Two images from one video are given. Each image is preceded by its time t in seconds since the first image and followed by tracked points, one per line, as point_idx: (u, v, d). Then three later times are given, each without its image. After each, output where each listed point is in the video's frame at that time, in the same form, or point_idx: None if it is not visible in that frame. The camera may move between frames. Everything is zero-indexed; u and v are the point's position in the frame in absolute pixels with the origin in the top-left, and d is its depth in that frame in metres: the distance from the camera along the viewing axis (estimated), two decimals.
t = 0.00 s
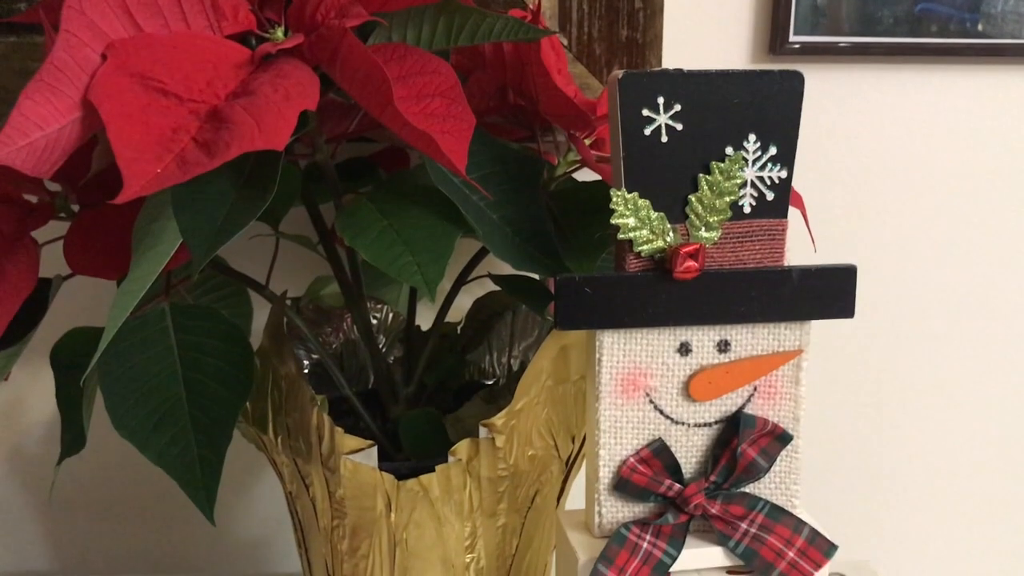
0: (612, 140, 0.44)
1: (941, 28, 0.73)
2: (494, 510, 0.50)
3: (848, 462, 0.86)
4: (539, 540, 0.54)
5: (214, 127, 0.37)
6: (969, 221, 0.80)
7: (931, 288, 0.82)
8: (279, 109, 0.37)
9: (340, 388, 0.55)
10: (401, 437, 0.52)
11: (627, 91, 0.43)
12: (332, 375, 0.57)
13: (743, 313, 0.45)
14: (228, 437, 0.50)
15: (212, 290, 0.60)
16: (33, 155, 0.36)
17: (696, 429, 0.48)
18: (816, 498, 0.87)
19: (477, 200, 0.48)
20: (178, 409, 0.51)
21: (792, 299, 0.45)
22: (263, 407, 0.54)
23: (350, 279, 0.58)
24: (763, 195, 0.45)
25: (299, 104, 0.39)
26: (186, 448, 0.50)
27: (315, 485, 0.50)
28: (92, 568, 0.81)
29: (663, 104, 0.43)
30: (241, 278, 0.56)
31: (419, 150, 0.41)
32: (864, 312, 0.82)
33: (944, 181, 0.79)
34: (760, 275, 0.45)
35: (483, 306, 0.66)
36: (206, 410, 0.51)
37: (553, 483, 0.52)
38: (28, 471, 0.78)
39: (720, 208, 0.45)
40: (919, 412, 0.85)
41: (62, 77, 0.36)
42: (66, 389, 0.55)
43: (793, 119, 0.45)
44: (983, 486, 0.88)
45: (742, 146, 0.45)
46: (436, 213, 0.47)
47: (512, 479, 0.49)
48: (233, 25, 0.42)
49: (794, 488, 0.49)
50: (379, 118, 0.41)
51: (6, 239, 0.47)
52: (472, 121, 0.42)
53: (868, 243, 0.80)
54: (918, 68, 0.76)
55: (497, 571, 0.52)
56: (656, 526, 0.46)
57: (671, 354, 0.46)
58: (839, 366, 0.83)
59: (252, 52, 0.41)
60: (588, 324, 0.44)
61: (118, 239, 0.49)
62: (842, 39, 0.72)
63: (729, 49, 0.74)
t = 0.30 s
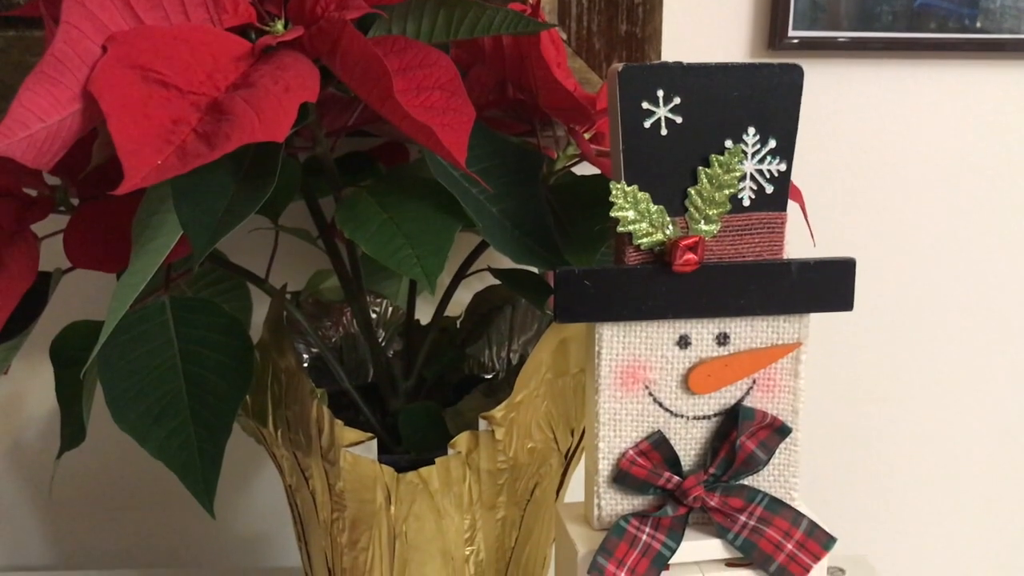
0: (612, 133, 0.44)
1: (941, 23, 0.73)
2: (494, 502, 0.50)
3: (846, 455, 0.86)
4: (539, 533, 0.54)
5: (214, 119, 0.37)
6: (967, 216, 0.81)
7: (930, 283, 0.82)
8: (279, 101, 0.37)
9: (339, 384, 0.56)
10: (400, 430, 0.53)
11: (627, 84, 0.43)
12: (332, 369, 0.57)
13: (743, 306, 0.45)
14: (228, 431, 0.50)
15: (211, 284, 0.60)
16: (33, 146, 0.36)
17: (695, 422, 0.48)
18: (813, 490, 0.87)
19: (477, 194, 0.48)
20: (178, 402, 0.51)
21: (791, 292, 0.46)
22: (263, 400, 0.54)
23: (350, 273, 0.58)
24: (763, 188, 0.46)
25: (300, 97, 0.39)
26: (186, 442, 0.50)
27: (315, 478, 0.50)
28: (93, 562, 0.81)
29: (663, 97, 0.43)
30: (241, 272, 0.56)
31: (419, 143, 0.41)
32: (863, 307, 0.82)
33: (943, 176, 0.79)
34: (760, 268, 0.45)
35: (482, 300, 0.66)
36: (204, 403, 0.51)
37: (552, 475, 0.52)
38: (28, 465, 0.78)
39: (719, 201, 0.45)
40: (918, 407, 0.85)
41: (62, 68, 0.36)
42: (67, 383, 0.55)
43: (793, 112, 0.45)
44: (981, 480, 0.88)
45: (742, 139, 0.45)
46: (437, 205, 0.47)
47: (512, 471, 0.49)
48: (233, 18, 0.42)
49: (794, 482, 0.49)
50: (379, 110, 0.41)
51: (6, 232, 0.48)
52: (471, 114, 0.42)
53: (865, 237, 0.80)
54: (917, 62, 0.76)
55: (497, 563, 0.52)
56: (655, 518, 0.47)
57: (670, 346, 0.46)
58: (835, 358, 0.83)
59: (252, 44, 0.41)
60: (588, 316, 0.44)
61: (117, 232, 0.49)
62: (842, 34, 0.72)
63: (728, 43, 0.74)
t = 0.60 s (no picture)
0: (607, 131, 0.44)
1: (938, 22, 0.74)
2: (489, 500, 0.50)
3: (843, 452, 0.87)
4: (534, 530, 0.55)
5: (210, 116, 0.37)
6: (964, 215, 0.81)
7: (927, 281, 0.82)
8: (275, 99, 0.38)
9: (337, 383, 0.56)
10: (397, 427, 0.53)
11: (623, 83, 0.43)
12: (329, 366, 0.58)
13: (738, 304, 0.46)
14: (224, 428, 0.50)
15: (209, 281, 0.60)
16: (30, 144, 0.36)
17: (690, 419, 0.48)
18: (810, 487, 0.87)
19: (473, 191, 0.49)
20: (175, 399, 0.51)
21: (786, 289, 0.46)
22: (259, 397, 0.54)
23: (346, 270, 0.58)
24: (758, 186, 0.46)
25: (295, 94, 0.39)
26: (182, 440, 0.50)
27: (312, 475, 0.50)
28: (91, 560, 0.81)
29: (658, 95, 0.44)
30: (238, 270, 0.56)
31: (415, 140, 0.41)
32: (860, 305, 0.82)
33: (940, 174, 0.79)
34: (754, 266, 0.45)
35: (479, 298, 0.66)
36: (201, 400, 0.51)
37: (548, 472, 0.52)
38: (26, 463, 0.78)
39: (714, 199, 0.45)
40: (914, 405, 0.86)
41: (58, 65, 0.36)
42: (64, 380, 0.55)
43: (788, 110, 0.45)
44: (977, 477, 0.89)
45: (737, 137, 0.45)
46: (432, 203, 0.48)
47: (507, 468, 0.49)
48: (230, 16, 0.42)
49: (788, 478, 0.49)
50: (375, 108, 0.41)
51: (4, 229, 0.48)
52: (467, 111, 0.42)
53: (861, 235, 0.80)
54: (914, 61, 0.76)
55: (493, 560, 0.52)
56: (650, 514, 0.47)
57: (665, 344, 0.46)
58: (833, 356, 0.83)
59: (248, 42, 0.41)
60: (583, 314, 0.44)
61: (115, 229, 0.49)
62: (840, 33, 0.73)
63: (726, 41, 0.74)
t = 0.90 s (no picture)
0: (606, 117, 0.44)
1: (939, 12, 0.74)
2: (489, 486, 0.50)
3: (843, 442, 0.87)
4: (534, 517, 0.55)
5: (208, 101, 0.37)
6: (964, 205, 0.81)
7: (927, 272, 0.82)
8: (274, 83, 0.38)
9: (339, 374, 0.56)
10: (397, 414, 0.53)
11: (621, 68, 0.43)
12: (329, 354, 0.57)
13: (737, 290, 0.46)
14: (225, 415, 0.50)
15: (209, 269, 0.59)
16: (29, 128, 0.36)
17: (689, 405, 0.48)
18: (809, 476, 0.88)
19: (472, 177, 0.49)
20: (175, 388, 0.51)
21: (785, 275, 0.46)
22: (258, 385, 0.54)
23: (345, 258, 0.58)
24: (757, 172, 0.46)
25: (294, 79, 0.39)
26: (181, 427, 0.50)
27: (312, 462, 0.50)
28: (92, 549, 0.82)
29: (657, 81, 0.44)
30: (237, 258, 0.56)
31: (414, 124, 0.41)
32: (859, 296, 0.82)
33: (940, 164, 0.80)
34: (753, 251, 0.45)
35: (478, 288, 0.66)
36: (200, 388, 0.51)
37: (547, 459, 0.52)
38: (27, 452, 0.78)
39: (713, 184, 0.45)
40: (914, 396, 0.86)
41: (58, 49, 0.36)
42: (64, 368, 0.55)
43: (787, 96, 0.45)
44: (976, 466, 0.89)
45: (736, 123, 0.45)
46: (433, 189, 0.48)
47: (507, 455, 0.49)
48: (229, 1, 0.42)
49: (788, 464, 0.49)
50: (374, 92, 0.41)
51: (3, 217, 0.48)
52: (465, 97, 0.42)
53: (861, 225, 0.80)
54: (914, 51, 0.76)
55: (493, 546, 0.52)
56: (649, 500, 0.47)
57: (664, 330, 0.46)
58: (831, 346, 0.83)
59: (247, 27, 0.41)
60: (583, 300, 0.45)
61: (114, 216, 0.49)
62: (842, 22, 0.72)
63: (726, 31, 0.74)
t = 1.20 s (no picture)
0: (608, 99, 0.45)
1: None
2: (492, 468, 0.50)
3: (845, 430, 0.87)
4: (536, 500, 0.55)
5: (212, 81, 0.37)
6: (965, 192, 0.81)
7: (929, 260, 0.82)
8: (277, 64, 0.38)
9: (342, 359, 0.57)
10: (399, 398, 0.54)
11: (623, 50, 0.43)
12: (332, 339, 0.58)
13: (739, 272, 0.46)
14: (228, 399, 0.51)
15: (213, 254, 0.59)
16: (34, 108, 0.37)
17: (691, 387, 0.48)
18: (812, 464, 0.88)
19: (473, 160, 0.49)
20: (179, 371, 0.51)
21: (786, 257, 0.46)
22: (261, 368, 0.54)
23: (348, 245, 0.59)
24: (758, 154, 0.46)
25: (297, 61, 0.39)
26: (185, 411, 0.51)
27: (315, 444, 0.50)
28: (96, 536, 0.82)
29: (658, 63, 0.44)
30: (240, 242, 0.57)
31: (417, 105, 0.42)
32: (861, 283, 0.82)
33: (941, 151, 0.80)
34: (754, 233, 0.45)
35: (480, 274, 0.66)
36: (203, 371, 0.52)
37: (549, 442, 0.53)
38: (31, 439, 0.78)
39: (715, 166, 0.45)
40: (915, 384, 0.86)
41: (62, 30, 0.37)
42: (69, 353, 0.56)
43: (789, 78, 0.46)
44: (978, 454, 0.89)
45: (737, 105, 0.45)
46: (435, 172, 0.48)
47: (509, 437, 0.50)
48: None
49: (789, 446, 0.49)
50: (377, 74, 0.41)
51: (8, 201, 0.48)
52: (467, 79, 0.42)
53: (863, 212, 0.80)
54: (916, 38, 0.76)
55: (495, 529, 0.53)
56: (651, 481, 0.47)
57: (666, 312, 0.46)
58: (833, 334, 0.83)
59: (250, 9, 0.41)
60: (584, 282, 0.45)
61: (117, 201, 0.50)
62: (844, 9, 0.72)
63: (728, 18, 0.74)
